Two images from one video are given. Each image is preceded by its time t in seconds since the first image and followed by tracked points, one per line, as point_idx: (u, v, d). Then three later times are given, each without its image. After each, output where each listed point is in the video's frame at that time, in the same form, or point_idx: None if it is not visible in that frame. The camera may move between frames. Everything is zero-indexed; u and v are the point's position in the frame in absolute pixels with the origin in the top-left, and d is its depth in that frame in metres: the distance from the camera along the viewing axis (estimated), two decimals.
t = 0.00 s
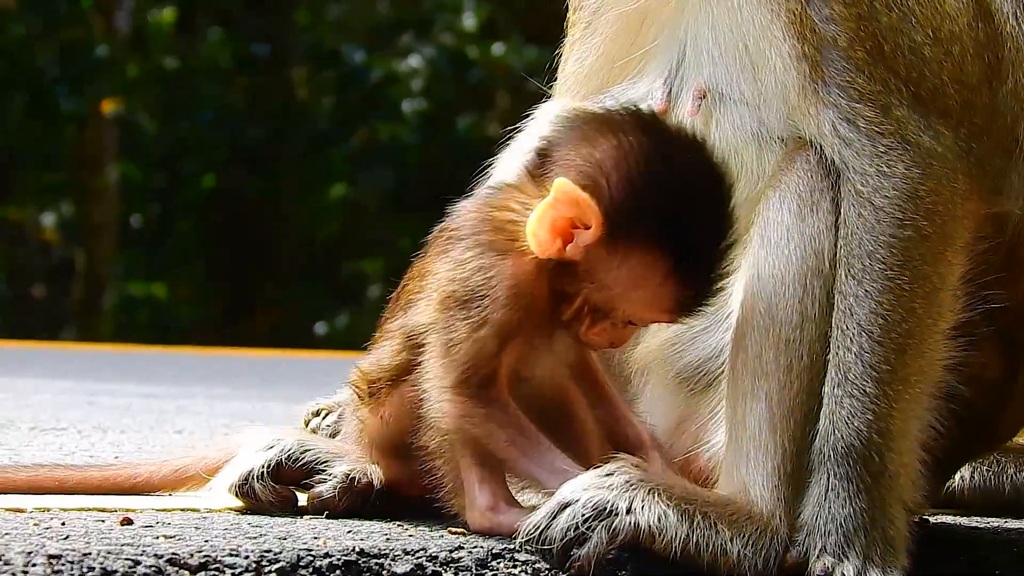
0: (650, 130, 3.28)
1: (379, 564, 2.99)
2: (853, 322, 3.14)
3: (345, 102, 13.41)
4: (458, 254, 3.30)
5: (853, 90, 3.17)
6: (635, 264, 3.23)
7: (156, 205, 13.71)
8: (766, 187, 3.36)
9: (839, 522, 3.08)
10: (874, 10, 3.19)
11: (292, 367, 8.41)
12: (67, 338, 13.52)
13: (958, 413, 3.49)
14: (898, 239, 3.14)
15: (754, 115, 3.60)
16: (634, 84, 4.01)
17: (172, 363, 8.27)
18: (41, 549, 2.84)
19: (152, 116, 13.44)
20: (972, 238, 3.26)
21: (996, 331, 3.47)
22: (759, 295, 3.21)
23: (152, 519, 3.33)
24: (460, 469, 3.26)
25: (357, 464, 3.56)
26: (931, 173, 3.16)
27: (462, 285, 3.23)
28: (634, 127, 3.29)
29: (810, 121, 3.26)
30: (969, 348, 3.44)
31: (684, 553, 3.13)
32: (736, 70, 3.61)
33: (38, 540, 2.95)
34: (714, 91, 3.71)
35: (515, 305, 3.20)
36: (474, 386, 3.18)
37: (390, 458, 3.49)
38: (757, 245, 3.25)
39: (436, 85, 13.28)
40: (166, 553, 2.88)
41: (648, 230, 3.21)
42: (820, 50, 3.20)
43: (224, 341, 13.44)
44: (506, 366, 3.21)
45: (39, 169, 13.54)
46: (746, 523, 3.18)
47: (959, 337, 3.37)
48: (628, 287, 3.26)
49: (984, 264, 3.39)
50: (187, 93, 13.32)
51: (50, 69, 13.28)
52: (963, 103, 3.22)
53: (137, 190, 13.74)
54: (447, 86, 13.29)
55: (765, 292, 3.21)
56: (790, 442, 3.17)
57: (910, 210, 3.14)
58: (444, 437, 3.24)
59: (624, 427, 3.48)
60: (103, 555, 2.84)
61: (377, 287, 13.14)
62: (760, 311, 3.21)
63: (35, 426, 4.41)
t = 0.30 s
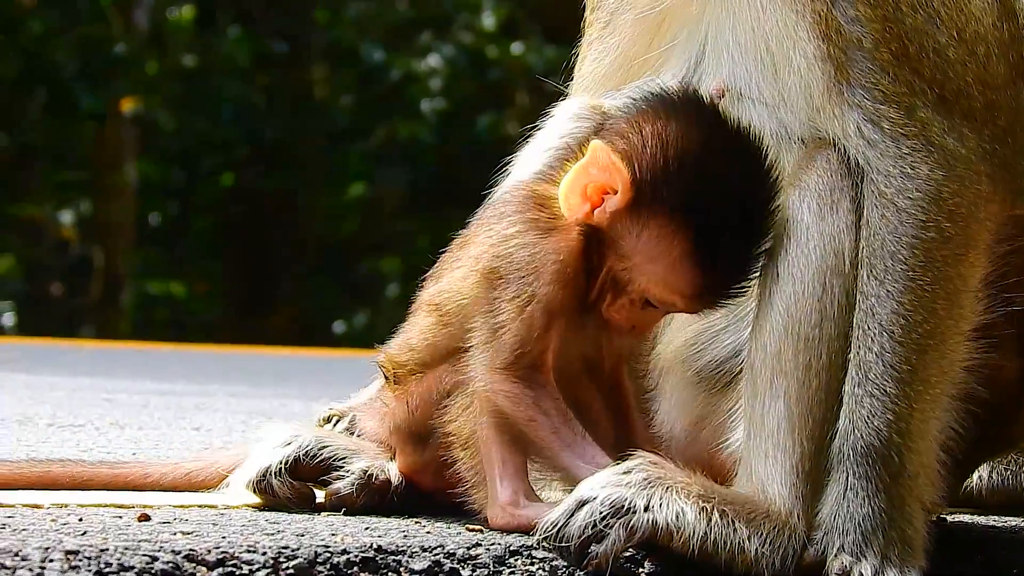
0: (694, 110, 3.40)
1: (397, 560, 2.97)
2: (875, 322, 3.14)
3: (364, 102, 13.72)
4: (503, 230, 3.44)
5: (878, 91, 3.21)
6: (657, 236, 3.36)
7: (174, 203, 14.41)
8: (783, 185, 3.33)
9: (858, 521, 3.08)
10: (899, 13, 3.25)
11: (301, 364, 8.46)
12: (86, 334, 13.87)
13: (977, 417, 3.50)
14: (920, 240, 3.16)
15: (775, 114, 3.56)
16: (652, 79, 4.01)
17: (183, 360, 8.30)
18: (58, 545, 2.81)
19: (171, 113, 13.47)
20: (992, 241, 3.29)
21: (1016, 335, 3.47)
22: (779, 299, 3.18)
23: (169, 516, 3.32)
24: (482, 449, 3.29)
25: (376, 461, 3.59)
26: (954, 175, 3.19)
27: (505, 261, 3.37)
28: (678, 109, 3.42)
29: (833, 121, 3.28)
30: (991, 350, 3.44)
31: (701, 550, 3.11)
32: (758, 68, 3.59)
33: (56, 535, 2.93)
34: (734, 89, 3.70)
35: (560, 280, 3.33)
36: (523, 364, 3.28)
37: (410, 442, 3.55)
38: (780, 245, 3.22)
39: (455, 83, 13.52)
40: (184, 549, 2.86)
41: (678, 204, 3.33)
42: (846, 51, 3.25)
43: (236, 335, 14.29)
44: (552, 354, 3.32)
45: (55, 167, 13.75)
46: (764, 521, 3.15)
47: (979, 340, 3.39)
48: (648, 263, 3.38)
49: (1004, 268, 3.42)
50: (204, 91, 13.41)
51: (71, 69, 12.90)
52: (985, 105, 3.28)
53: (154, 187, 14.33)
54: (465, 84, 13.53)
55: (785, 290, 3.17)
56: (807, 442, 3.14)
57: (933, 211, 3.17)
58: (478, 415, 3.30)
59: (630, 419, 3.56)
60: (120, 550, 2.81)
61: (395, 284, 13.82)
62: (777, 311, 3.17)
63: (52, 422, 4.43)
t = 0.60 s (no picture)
0: (677, 102, 3.33)
1: (410, 557, 2.97)
2: (887, 317, 3.14)
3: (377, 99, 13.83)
4: (490, 229, 3.36)
5: (889, 86, 3.21)
6: (644, 230, 3.29)
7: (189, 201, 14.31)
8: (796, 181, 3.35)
9: (870, 516, 3.07)
10: (910, 9, 3.24)
11: (311, 362, 8.47)
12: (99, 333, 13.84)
13: (990, 413, 3.49)
14: (932, 235, 3.15)
15: (788, 111, 3.60)
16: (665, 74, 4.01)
17: (194, 357, 8.32)
18: (70, 543, 2.82)
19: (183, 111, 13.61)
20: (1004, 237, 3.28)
21: None
22: (789, 294, 3.19)
23: (182, 513, 3.33)
24: (488, 450, 3.28)
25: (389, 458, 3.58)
26: (966, 170, 3.18)
27: (494, 262, 3.29)
28: (663, 100, 3.35)
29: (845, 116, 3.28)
30: (1001, 348, 3.44)
31: (714, 546, 3.12)
32: (768, 65, 3.63)
33: (69, 533, 2.93)
34: (744, 85, 3.72)
35: (549, 280, 3.26)
36: (519, 367, 3.24)
37: (417, 439, 3.55)
38: (790, 239, 3.21)
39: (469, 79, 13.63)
40: (197, 547, 2.86)
41: (662, 198, 3.27)
42: (857, 47, 3.25)
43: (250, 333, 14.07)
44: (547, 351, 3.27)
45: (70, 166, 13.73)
46: (777, 517, 3.16)
47: (991, 335, 3.38)
48: (637, 258, 3.32)
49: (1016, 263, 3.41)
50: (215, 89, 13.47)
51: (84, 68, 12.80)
52: (997, 101, 3.27)
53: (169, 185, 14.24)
54: (478, 82, 13.65)
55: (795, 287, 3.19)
56: (819, 436, 3.15)
57: (945, 206, 3.16)
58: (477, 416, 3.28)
59: (639, 415, 3.55)
60: (133, 547, 2.82)
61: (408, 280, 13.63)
62: (788, 306, 3.18)
63: (64, 419, 4.44)
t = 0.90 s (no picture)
0: (651, 97, 3.31)
1: (416, 556, 2.97)
2: (896, 316, 3.14)
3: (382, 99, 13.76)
4: (477, 236, 3.38)
5: (899, 86, 3.22)
6: (629, 228, 3.27)
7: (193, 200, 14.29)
8: (804, 179, 3.35)
9: (877, 515, 3.07)
10: (920, 9, 3.25)
11: (315, 360, 8.48)
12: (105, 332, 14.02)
13: (995, 413, 3.49)
14: (941, 234, 3.15)
15: (796, 107, 3.57)
16: (674, 71, 4.01)
17: (197, 356, 8.32)
18: (76, 543, 2.80)
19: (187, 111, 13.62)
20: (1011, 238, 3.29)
21: None
22: (794, 290, 3.20)
23: (189, 513, 3.33)
24: (491, 453, 3.28)
25: (396, 458, 3.58)
26: (975, 170, 3.19)
27: (481, 270, 3.31)
28: (637, 97, 3.33)
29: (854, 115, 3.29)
30: (1006, 348, 3.45)
31: (721, 544, 3.12)
32: (777, 61, 3.60)
33: (75, 534, 2.92)
34: (754, 81, 3.70)
35: (534, 283, 3.27)
36: (511, 374, 3.24)
37: (422, 444, 3.56)
38: (796, 237, 3.24)
39: (475, 78, 13.75)
40: (203, 546, 2.86)
41: (643, 196, 3.25)
42: (868, 46, 3.25)
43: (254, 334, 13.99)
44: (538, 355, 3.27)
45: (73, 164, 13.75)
46: (784, 515, 3.16)
47: (996, 335, 3.39)
48: (624, 256, 3.29)
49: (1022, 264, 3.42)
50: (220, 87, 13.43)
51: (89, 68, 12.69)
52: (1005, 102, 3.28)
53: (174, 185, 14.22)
54: (483, 80, 13.75)
55: (802, 285, 3.19)
56: (827, 434, 3.15)
57: (953, 206, 3.16)
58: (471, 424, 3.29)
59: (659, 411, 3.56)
60: (139, 548, 2.80)
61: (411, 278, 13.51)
62: (796, 306, 3.19)
63: (71, 420, 4.44)
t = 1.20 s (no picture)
0: (622, 95, 3.29)
1: (419, 557, 2.96)
2: (903, 317, 3.14)
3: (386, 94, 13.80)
4: (461, 248, 3.32)
5: (911, 89, 3.23)
6: (607, 228, 3.26)
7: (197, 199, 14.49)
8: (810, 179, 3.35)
9: (880, 514, 3.06)
10: (933, 13, 3.27)
11: (315, 360, 8.47)
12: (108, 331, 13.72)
13: (1001, 417, 3.48)
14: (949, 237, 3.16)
15: (806, 105, 3.56)
16: (681, 76, 3.95)
17: (196, 356, 8.31)
18: (79, 546, 2.80)
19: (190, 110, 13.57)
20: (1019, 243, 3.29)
21: None
22: (799, 288, 3.20)
23: (191, 514, 3.32)
24: (491, 459, 3.29)
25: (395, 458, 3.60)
26: (985, 173, 3.19)
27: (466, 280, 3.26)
28: (605, 94, 3.31)
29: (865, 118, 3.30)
30: (1014, 353, 3.44)
31: (724, 544, 3.11)
32: (789, 62, 3.59)
33: (78, 535, 2.92)
34: (768, 82, 3.67)
35: (518, 290, 3.21)
36: (501, 383, 3.20)
37: (419, 451, 3.53)
38: (800, 236, 3.24)
39: (475, 76, 13.47)
40: (206, 548, 2.85)
41: (620, 196, 3.24)
42: (881, 49, 3.27)
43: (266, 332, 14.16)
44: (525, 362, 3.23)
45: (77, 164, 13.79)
46: (787, 514, 3.16)
47: (1003, 338, 3.39)
48: (603, 256, 3.28)
49: None
50: (229, 81, 13.59)
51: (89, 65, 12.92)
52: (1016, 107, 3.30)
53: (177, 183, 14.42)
54: (486, 78, 13.49)
55: (808, 284, 3.19)
56: (830, 434, 3.16)
57: (963, 209, 3.17)
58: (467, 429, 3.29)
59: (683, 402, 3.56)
60: (142, 550, 2.80)
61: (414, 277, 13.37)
62: (800, 304, 3.19)
63: (72, 421, 4.44)
